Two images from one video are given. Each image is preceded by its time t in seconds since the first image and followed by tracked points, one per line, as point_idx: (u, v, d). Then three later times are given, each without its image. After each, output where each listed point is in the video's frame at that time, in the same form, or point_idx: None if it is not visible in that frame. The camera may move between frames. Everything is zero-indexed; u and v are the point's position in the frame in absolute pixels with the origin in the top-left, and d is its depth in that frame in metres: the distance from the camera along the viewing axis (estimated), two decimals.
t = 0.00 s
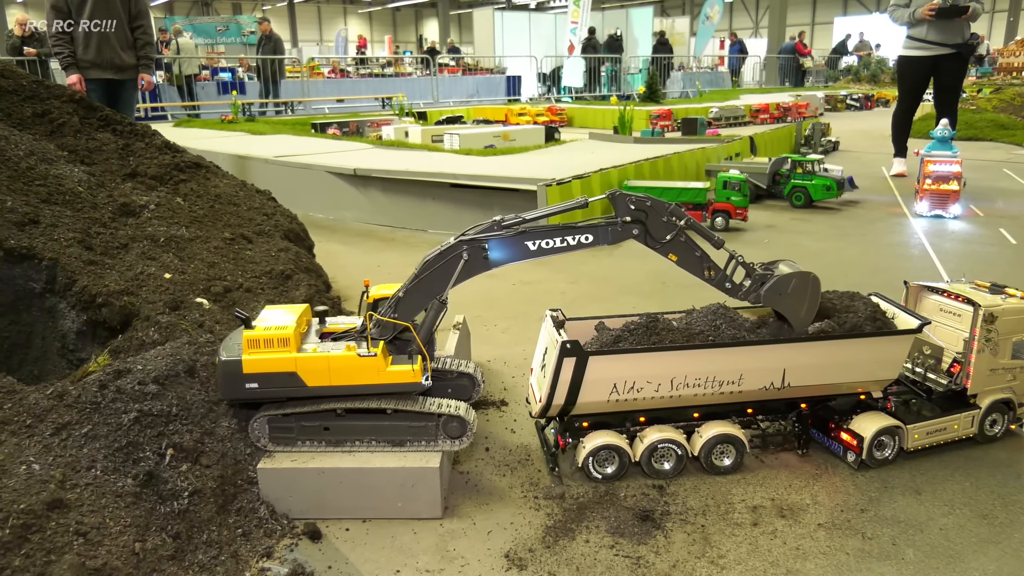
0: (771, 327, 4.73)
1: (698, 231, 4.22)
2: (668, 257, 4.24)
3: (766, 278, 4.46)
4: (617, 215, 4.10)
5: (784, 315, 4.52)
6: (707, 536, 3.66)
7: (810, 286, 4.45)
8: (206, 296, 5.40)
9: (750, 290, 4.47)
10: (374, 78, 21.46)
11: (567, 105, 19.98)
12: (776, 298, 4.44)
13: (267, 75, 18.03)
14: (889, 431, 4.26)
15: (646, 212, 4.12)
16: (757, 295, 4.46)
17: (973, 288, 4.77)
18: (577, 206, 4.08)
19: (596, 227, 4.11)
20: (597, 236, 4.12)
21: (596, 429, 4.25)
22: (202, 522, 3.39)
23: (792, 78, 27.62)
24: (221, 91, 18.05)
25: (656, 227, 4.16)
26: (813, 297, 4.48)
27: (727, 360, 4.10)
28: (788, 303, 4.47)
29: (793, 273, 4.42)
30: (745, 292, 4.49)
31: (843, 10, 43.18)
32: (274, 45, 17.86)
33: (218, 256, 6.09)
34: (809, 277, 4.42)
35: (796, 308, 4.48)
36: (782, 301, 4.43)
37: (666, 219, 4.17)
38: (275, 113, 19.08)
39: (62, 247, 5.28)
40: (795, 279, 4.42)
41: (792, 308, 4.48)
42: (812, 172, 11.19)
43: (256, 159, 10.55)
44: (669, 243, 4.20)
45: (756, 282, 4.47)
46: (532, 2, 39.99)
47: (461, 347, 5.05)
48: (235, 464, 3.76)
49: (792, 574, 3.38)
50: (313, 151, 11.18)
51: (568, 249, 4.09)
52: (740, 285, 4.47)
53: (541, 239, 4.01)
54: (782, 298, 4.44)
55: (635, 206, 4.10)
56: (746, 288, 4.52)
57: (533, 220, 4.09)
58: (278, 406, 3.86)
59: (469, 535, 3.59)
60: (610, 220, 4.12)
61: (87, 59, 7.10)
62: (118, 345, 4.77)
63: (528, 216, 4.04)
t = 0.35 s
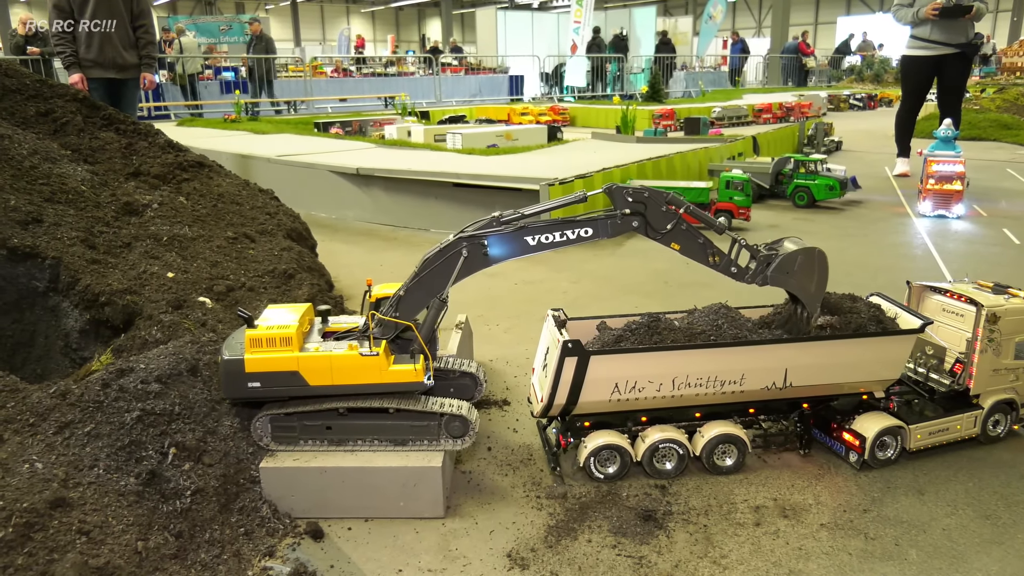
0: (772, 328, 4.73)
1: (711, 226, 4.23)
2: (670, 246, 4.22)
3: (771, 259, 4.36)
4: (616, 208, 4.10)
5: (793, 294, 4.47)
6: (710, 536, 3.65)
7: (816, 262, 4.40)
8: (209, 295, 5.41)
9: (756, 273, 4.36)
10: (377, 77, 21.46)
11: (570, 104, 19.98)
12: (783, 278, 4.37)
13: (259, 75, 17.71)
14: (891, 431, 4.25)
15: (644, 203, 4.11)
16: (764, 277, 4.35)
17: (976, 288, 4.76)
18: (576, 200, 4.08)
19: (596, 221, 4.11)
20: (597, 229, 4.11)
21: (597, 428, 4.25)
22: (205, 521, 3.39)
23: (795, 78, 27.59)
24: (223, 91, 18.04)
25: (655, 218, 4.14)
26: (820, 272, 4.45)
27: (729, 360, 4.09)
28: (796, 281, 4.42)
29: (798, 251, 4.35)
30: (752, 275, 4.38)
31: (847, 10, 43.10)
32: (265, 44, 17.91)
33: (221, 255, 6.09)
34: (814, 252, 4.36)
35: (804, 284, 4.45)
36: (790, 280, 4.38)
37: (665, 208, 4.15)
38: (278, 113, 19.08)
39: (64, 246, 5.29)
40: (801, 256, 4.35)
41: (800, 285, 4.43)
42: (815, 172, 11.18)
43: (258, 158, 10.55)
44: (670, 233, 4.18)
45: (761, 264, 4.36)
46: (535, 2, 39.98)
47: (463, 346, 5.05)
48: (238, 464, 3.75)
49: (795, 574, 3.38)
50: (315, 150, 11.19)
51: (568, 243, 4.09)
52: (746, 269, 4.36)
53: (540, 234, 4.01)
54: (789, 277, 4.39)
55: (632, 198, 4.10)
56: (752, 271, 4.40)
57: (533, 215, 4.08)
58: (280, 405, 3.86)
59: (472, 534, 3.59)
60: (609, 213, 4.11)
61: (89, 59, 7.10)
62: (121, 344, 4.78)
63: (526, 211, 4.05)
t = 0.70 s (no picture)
0: (776, 328, 4.72)
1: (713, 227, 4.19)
2: (673, 248, 4.20)
3: (774, 260, 4.33)
4: (618, 209, 4.09)
5: (797, 295, 4.43)
6: (714, 538, 3.64)
7: (820, 263, 4.36)
8: (212, 297, 5.40)
9: (759, 274, 4.36)
10: (379, 78, 21.46)
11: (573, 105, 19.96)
12: (786, 279, 4.34)
13: (248, 74, 17.58)
14: (896, 433, 4.23)
15: (646, 205, 4.09)
16: (767, 278, 4.35)
17: (981, 288, 4.73)
18: (579, 201, 4.06)
19: (600, 222, 4.09)
20: (600, 231, 4.10)
21: (601, 430, 4.24)
22: (207, 523, 3.38)
23: (798, 77, 27.55)
24: (226, 92, 18.05)
25: (658, 219, 4.12)
26: (824, 273, 4.40)
27: (733, 361, 4.08)
28: (799, 283, 4.37)
29: (801, 252, 4.32)
30: (754, 276, 4.38)
31: (850, 9, 43.06)
32: (255, 45, 18.05)
33: (224, 257, 6.09)
34: (818, 253, 4.32)
35: (808, 285, 4.40)
36: (793, 281, 4.35)
37: (668, 209, 4.13)
38: (281, 114, 19.08)
39: (67, 248, 5.29)
40: (804, 258, 4.32)
41: (803, 285, 4.39)
42: (818, 172, 11.14)
43: (261, 159, 10.56)
44: (672, 233, 4.16)
45: (764, 265, 4.35)
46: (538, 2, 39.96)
47: (466, 347, 5.04)
48: (240, 466, 3.74)
49: None
50: (318, 151, 11.18)
51: (571, 245, 4.08)
52: (748, 270, 4.36)
53: (543, 235, 4.01)
54: (793, 279, 4.36)
55: (635, 199, 4.08)
56: (755, 271, 4.40)
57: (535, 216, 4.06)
58: (283, 407, 3.86)
59: (475, 537, 3.59)
60: (612, 214, 4.10)
61: (91, 60, 7.10)
62: (124, 346, 4.78)
63: (529, 212, 4.03)
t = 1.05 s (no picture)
0: (779, 330, 4.71)
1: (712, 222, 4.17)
2: (675, 245, 4.18)
3: (777, 255, 4.30)
4: (619, 207, 4.07)
5: (801, 289, 4.40)
6: (716, 540, 3.63)
7: (822, 258, 4.33)
8: (214, 299, 5.41)
9: (762, 270, 4.32)
10: (382, 79, 21.49)
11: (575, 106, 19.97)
12: (790, 274, 4.31)
13: (242, 76, 17.63)
14: (899, 434, 4.22)
15: (647, 203, 4.07)
16: (771, 274, 4.29)
17: (984, 289, 4.72)
18: (579, 200, 4.06)
19: (601, 220, 4.08)
20: (602, 229, 4.08)
21: (603, 431, 4.24)
22: (209, 526, 3.38)
23: (800, 78, 27.52)
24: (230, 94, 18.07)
25: (659, 217, 4.09)
26: (828, 267, 4.37)
27: (736, 363, 4.07)
28: (802, 278, 4.34)
29: (804, 247, 4.29)
30: (758, 272, 4.34)
31: (852, 9, 43.09)
32: (246, 48, 17.95)
33: (226, 259, 6.10)
34: (821, 247, 4.29)
35: (812, 280, 4.37)
36: (797, 276, 4.31)
37: (669, 207, 4.10)
38: (284, 115, 19.11)
39: (70, 250, 5.29)
40: (807, 252, 4.29)
41: (807, 280, 4.35)
42: (821, 172, 11.11)
43: (263, 161, 10.57)
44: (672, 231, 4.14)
45: (767, 260, 4.31)
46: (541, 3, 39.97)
47: (468, 349, 5.04)
48: (242, 468, 3.75)
49: None
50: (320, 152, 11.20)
51: (571, 244, 4.07)
52: (751, 266, 4.33)
53: (543, 235, 4.00)
54: (796, 273, 4.32)
55: (636, 198, 4.05)
56: (758, 268, 4.36)
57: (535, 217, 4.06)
58: (286, 409, 3.86)
59: (477, 539, 3.58)
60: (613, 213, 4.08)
61: (93, 63, 7.11)
62: (126, 348, 4.78)
63: (530, 212, 4.02)
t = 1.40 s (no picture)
0: (781, 332, 4.70)
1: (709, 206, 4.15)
2: (675, 237, 4.16)
3: (778, 244, 4.26)
4: (617, 201, 4.07)
5: (804, 278, 4.40)
6: (719, 542, 3.62)
7: (824, 244, 4.32)
8: (216, 300, 5.41)
9: (765, 259, 4.27)
10: (384, 79, 21.49)
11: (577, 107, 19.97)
12: (792, 262, 4.28)
13: (231, 78, 17.38)
14: (902, 436, 4.20)
15: (645, 195, 4.07)
16: (773, 263, 4.26)
17: (988, 291, 4.70)
18: (578, 196, 4.08)
19: (601, 216, 4.08)
20: (602, 223, 4.09)
21: (605, 433, 4.23)
22: (211, 527, 3.38)
23: (803, 78, 27.51)
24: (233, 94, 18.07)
25: (658, 209, 4.09)
26: (830, 254, 4.36)
27: (739, 365, 4.06)
28: (805, 266, 4.33)
29: (805, 234, 4.27)
30: (759, 262, 4.29)
31: (855, 10, 43.08)
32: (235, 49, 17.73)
33: (228, 260, 6.11)
34: (822, 234, 4.28)
35: (815, 267, 4.37)
36: (799, 264, 4.29)
37: (667, 198, 4.09)
38: (287, 116, 19.11)
39: (72, 251, 5.29)
40: (808, 239, 4.27)
41: (810, 268, 4.35)
42: (824, 174, 11.09)
43: (266, 162, 10.58)
44: (672, 224, 4.12)
45: (769, 249, 4.26)
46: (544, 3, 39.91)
47: (470, 350, 5.03)
48: (244, 469, 3.74)
49: None
50: (323, 153, 11.20)
51: (570, 239, 4.05)
52: (753, 256, 4.27)
53: (542, 231, 3.98)
54: (798, 261, 4.29)
55: (634, 190, 4.06)
56: (760, 257, 4.32)
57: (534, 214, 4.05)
58: (287, 410, 3.85)
59: (479, 541, 3.57)
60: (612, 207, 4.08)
61: (96, 63, 7.12)
62: (128, 348, 4.78)
63: (528, 208, 4.01)
